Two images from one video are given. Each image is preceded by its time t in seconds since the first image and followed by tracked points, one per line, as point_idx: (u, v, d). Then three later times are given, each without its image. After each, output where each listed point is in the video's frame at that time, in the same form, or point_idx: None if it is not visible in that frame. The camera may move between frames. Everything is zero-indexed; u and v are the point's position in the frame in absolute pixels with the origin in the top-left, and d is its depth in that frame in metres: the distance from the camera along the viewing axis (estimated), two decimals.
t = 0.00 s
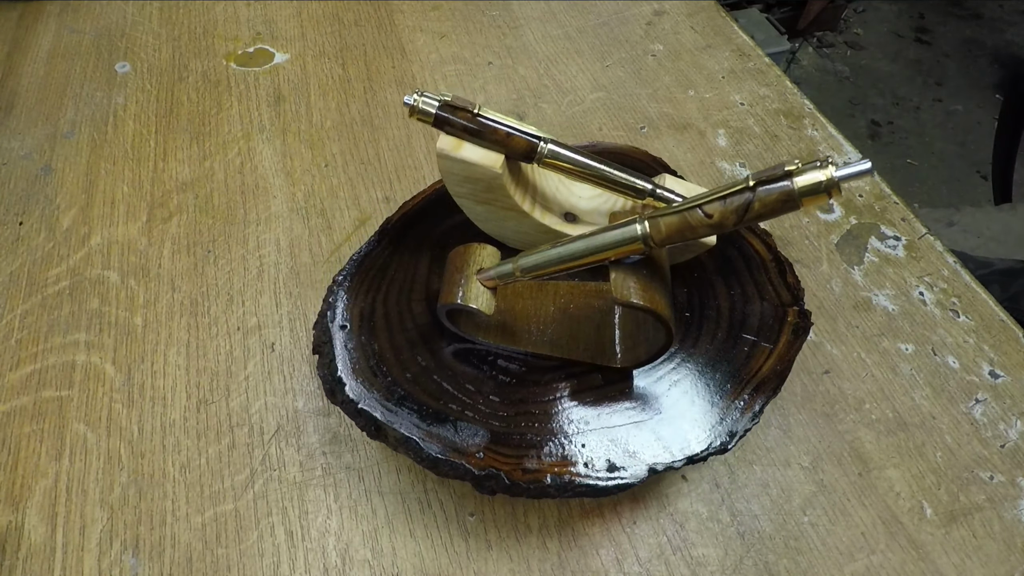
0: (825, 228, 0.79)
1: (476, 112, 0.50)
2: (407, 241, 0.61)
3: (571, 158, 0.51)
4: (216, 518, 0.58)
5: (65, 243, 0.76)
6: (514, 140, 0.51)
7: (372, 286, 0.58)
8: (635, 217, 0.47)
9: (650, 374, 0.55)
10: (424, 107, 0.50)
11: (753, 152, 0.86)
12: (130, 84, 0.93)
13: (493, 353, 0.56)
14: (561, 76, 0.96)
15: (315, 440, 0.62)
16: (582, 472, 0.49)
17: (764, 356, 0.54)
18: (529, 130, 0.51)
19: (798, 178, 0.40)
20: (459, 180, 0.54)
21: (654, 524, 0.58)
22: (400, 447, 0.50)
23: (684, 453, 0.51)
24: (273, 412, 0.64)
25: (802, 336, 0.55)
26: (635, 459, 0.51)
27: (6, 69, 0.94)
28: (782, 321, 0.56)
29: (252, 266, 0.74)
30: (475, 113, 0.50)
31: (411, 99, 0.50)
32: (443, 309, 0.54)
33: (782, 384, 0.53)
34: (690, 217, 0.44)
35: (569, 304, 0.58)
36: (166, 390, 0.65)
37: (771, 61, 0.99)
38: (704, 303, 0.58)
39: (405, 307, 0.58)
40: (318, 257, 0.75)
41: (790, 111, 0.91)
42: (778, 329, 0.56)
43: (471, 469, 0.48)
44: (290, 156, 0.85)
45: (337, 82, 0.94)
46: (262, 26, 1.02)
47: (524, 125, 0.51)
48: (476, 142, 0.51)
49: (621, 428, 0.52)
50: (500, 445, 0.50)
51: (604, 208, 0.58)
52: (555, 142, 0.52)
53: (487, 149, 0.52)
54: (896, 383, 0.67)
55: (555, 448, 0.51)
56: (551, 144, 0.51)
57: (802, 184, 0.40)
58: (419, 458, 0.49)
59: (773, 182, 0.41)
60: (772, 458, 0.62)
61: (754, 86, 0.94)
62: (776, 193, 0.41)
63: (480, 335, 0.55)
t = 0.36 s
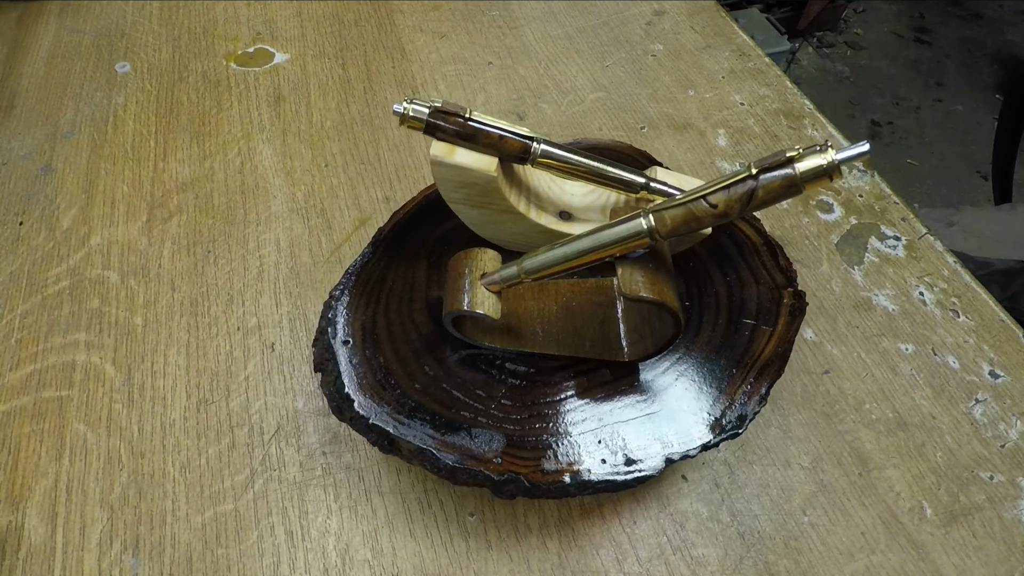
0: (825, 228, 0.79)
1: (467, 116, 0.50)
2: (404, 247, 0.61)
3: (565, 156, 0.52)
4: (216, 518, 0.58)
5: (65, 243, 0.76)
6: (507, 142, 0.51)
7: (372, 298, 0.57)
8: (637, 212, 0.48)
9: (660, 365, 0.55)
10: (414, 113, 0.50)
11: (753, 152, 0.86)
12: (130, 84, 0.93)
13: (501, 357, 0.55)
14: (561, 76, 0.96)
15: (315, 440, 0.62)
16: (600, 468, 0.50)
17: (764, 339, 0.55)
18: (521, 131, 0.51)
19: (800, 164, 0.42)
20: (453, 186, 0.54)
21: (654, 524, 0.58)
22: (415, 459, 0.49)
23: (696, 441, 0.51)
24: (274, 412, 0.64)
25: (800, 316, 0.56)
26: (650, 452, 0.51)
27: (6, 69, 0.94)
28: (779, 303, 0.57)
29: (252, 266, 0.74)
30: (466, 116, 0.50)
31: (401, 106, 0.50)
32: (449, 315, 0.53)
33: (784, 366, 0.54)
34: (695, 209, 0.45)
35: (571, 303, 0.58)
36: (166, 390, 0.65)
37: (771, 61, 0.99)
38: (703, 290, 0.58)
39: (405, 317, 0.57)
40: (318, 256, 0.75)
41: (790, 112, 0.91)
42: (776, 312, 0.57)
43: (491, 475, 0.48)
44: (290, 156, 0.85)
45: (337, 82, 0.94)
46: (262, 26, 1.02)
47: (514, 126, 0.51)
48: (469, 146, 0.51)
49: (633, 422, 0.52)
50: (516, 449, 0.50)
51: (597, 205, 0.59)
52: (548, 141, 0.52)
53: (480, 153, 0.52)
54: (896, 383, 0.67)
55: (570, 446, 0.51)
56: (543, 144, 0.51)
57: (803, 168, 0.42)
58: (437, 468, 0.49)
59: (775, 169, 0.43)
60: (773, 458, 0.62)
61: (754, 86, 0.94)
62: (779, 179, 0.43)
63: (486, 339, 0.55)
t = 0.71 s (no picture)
0: (825, 228, 0.79)
1: (459, 120, 0.50)
2: (401, 251, 0.60)
3: (559, 156, 0.52)
4: (216, 518, 0.58)
5: (65, 243, 0.76)
6: (501, 145, 0.51)
7: (372, 309, 0.56)
8: (640, 206, 0.49)
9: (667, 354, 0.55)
10: (405, 121, 0.49)
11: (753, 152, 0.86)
12: (130, 85, 0.93)
13: (508, 360, 0.54)
14: (561, 76, 0.96)
15: (315, 440, 0.62)
16: (617, 464, 0.50)
17: (764, 322, 0.55)
18: (513, 133, 0.52)
19: (799, 150, 0.44)
20: (448, 192, 0.54)
21: (654, 524, 0.58)
22: (432, 469, 0.48)
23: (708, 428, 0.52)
24: (274, 412, 0.64)
25: (795, 298, 0.56)
26: (666, 443, 0.51)
27: (6, 69, 0.94)
28: (775, 287, 0.57)
29: (252, 266, 0.74)
30: (458, 121, 0.50)
31: (392, 115, 0.49)
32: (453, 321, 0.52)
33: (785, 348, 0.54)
34: (698, 200, 0.47)
35: (574, 301, 0.57)
36: (166, 390, 0.65)
37: (771, 61, 0.99)
38: (700, 279, 0.58)
39: (408, 326, 0.55)
40: (318, 256, 0.75)
41: (790, 112, 0.91)
42: (772, 295, 0.57)
43: (510, 478, 0.48)
44: (290, 156, 0.85)
45: (337, 82, 0.94)
46: (262, 26, 1.02)
47: (506, 129, 0.51)
48: (463, 150, 0.51)
49: (645, 414, 0.52)
50: (533, 451, 0.50)
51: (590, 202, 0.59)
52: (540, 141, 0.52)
53: (474, 157, 0.52)
54: (896, 382, 0.67)
55: (585, 444, 0.51)
56: (536, 144, 0.52)
57: (803, 154, 0.43)
58: (455, 477, 0.48)
59: (776, 156, 0.45)
60: (773, 458, 0.62)
61: (754, 86, 0.94)
62: (780, 166, 0.44)
63: (493, 343, 0.54)
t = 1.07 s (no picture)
0: (825, 228, 0.79)
1: (451, 125, 0.50)
2: (399, 256, 0.59)
3: (553, 155, 0.52)
4: (216, 518, 0.58)
5: (65, 243, 0.76)
6: (494, 148, 0.50)
7: (375, 323, 0.55)
8: (640, 201, 0.49)
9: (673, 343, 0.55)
10: (396, 130, 0.48)
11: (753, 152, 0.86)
12: (130, 84, 0.93)
13: (516, 362, 0.54)
14: (561, 76, 0.96)
15: (315, 440, 0.62)
16: (634, 456, 0.50)
17: (761, 305, 0.56)
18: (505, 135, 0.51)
19: (796, 134, 0.45)
20: (443, 199, 0.53)
21: (654, 524, 0.58)
22: (450, 479, 0.48)
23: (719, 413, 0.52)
24: (274, 412, 0.64)
25: (788, 280, 0.57)
26: (679, 431, 0.51)
27: (6, 69, 0.94)
28: (768, 270, 0.58)
29: (252, 267, 0.74)
30: (449, 126, 0.49)
31: (382, 125, 0.48)
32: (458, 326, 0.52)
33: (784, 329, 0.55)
34: (700, 191, 0.47)
35: (575, 298, 0.57)
36: (166, 390, 0.65)
37: (771, 61, 0.99)
38: (696, 266, 0.58)
39: (412, 337, 0.54)
40: (318, 256, 0.75)
41: (790, 112, 0.91)
42: (766, 278, 0.57)
43: (532, 480, 0.48)
44: (290, 156, 0.85)
45: (337, 82, 0.93)
46: (262, 26, 1.02)
47: (498, 131, 0.51)
48: (457, 155, 0.51)
49: (656, 405, 0.52)
50: (551, 452, 0.50)
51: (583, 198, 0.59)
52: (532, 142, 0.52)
53: (468, 162, 0.51)
54: (896, 382, 0.67)
55: (600, 440, 0.51)
56: (529, 145, 0.52)
57: (801, 138, 0.44)
58: (475, 483, 0.48)
59: (773, 142, 0.45)
60: (773, 458, 0.62)
61: (754, 86, 0.94)
62: (778, 152, 0.45)
63: (500, 347, 0.54)
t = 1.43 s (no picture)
0: (825, 228, 0.78)
1: (444, 131, 0.50)
2: (396, 264, 0.58)
3: (546, 155, 0.53)
4: (216, 518, 0.58)
5: (65, 243, 0.76)
6: (487, 151, 0.51)
7: (377, 336, 0.53)
8: (641, 196, 0.50)
9: (678, 333, 0.55)
10: (388, 139, 0.48)
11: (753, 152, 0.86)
12: (130, 85, 0.93)
13: (525, 364, 0.53)
14: (561, 76, 0.96)
15: (315, 440, 0.62)
16: (650, 447, 0.50)
17: (756, 289, 0.56)
18: (497, 139, 0.52)
19: (792, 119, 0.45)
20: (439, 207, 0.53)
21: (654, 524, 0.58)
22: (470, 486, 0.48)
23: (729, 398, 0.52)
24: (274, 413, 0.64)
25: (780, 262, 0.57)
26: (692, 419, 0.51)
27: (6, 68, 0.94)
28: (760, 254, 0.58)
29: (252, 267, 0.74)
30: (441, 132, 0.50)
31: (375, 135, 0.48)
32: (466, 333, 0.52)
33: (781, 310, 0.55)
34: (701, 181, 0.48)
35: (577, 294, 0.57)
36: (166, 390, 0.65)
37: (771, 61, 0.99)
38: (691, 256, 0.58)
39: (417, 347, 0.53)
40: (318, 256, 0.75)
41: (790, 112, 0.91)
42: (759, 263, 0.58)
43: (553, 479, 0.48)
44: (290, 156, 0.85)
45: (337, 82, 0.93)
46: (262, 26, 1.02)
47: (489, 135, 0.51)
48: (452, 161, 0.51)
49: (665, 396, 0.52)
50: (567, 452, 0.49)
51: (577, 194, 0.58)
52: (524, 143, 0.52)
53: (463, 167, 0.51)
54: (896, 382, 0.67)
55: (614, 434, 0.50)
56: (522, 147, 0.52)
57: (796, 124, 0.45)
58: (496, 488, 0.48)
59: (770, 129, 0.46)
60: (773, 458, 0.62)
61: (754, 86, 0.94)
62: (776, 138, 0.46)
63: (508, 350, 0.53)
